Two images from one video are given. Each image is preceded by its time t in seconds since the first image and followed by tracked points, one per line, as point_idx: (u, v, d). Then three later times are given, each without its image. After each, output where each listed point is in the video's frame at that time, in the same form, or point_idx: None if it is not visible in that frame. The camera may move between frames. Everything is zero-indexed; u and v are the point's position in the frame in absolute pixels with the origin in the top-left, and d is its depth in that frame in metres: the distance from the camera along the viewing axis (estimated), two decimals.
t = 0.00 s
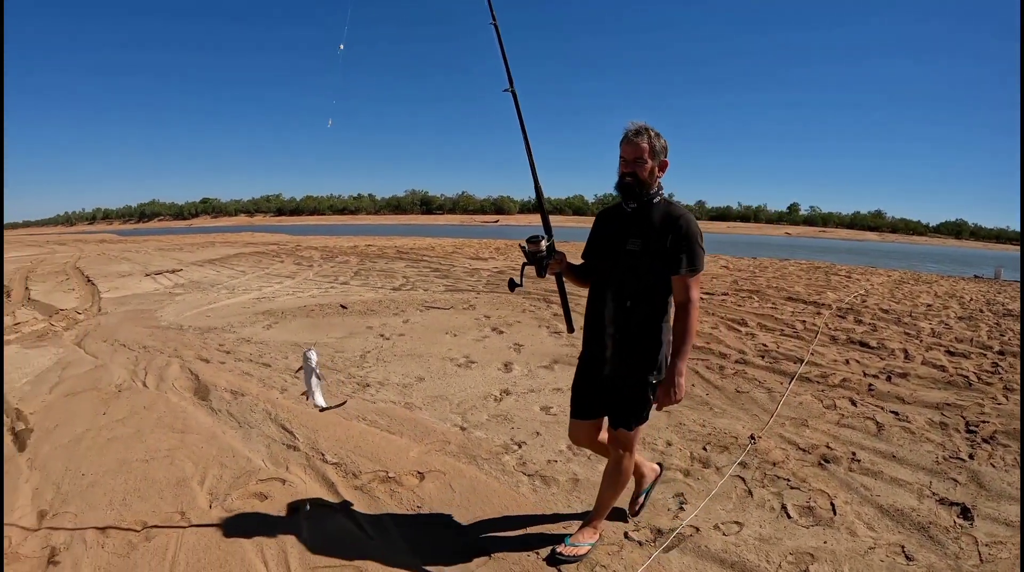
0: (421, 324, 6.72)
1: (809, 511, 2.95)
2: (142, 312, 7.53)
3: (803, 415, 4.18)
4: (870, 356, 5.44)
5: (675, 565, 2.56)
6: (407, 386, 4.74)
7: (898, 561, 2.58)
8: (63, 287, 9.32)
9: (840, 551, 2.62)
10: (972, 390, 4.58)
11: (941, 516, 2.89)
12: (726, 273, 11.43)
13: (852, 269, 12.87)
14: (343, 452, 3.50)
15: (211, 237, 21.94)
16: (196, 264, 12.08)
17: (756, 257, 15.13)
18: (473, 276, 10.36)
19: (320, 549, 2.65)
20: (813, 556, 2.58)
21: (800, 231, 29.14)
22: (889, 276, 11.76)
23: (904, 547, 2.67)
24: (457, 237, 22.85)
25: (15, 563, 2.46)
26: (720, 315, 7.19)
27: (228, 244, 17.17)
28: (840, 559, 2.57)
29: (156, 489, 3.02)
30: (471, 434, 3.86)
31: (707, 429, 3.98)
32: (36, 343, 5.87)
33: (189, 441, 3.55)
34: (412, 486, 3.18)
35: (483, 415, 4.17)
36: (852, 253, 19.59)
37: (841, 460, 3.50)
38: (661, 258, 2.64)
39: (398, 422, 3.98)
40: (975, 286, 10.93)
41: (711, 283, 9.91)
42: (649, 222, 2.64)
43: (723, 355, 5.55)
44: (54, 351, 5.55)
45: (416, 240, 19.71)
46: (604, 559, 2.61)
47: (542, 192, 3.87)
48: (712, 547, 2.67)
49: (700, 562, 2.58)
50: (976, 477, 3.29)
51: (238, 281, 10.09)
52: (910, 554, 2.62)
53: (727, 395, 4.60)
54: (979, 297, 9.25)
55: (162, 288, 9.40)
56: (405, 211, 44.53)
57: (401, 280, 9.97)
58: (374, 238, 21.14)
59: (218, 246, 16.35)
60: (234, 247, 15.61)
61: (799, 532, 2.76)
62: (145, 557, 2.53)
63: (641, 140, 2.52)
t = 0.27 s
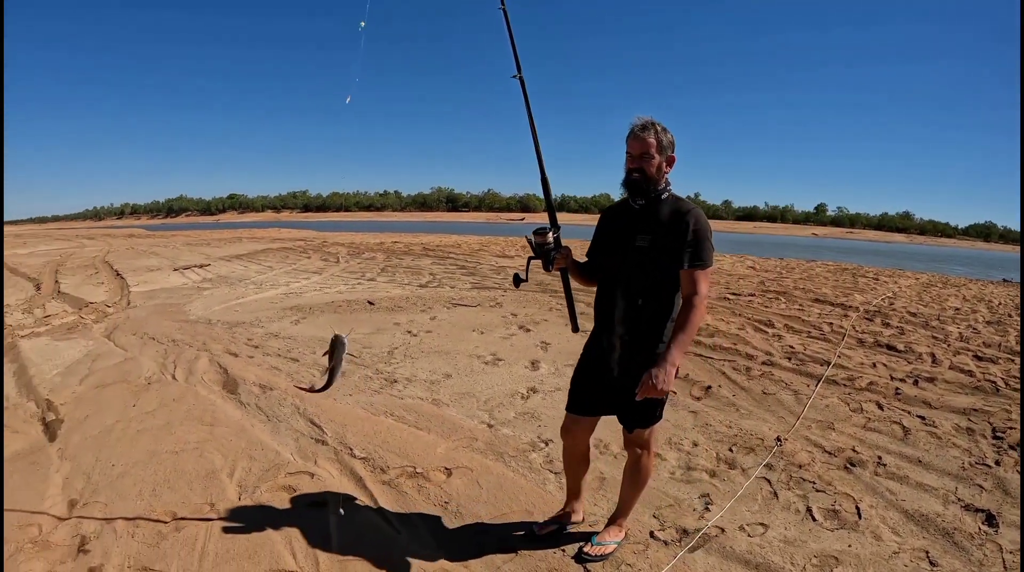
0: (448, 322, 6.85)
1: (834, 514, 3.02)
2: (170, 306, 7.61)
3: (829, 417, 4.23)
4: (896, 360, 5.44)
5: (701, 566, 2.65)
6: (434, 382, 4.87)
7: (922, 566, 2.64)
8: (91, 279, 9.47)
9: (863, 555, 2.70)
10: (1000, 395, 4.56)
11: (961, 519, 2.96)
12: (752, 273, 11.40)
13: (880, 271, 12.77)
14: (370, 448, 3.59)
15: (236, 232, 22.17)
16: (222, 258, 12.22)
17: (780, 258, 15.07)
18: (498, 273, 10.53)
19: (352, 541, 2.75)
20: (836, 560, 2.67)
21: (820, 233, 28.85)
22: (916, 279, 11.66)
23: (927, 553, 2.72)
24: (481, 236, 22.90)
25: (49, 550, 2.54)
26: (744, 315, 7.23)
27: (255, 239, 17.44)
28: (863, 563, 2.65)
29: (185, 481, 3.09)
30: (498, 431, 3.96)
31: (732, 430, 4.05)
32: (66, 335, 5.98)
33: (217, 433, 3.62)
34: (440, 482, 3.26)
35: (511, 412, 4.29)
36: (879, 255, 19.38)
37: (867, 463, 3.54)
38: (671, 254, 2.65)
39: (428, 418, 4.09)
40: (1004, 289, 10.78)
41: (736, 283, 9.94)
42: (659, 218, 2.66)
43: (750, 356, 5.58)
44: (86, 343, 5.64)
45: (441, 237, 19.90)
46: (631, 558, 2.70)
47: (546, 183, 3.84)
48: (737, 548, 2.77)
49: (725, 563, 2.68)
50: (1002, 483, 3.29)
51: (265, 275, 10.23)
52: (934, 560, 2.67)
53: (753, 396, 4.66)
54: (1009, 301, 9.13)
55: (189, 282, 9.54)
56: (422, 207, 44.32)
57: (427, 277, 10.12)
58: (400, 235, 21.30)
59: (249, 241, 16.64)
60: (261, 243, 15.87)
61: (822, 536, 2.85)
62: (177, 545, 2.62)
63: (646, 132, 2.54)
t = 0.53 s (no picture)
0: (463, 320, 6.88)
1: (848, 516, 3.03)
2: (186, 302, 7.65)
3: (844, 419, 4.23)
4: (912, 362, 5.42)
5: (715, 566, 2.66)
6: (450, 380, 4.91)
7: (936, 569, 2.64)
8: (108, 275, 9.56)
9: (877, 557, 2.71)
10: (1016, 399, 4.53)
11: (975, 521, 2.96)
12: (766, 273, 11.38)
13: (898, 273, 12.67)
14: (386, 445, 3.60)
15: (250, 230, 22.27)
16: (237, 255, 12.30)
17: (796, 259, 15.03)
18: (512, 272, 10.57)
19: (369, 538, 2.75)
20: (848, 561, 2.69)
21: (834, 234, 28.66)
22: (932, 281, 11.60)
23: (942, 556, 2.73)
24: (495, 235, 22.93)
25: (66, 543, 2.56)
26: (759, 315, 7.23)
27: (270, 237, 17.57)
28: (877, 565, 2.66)
29: (201, 476, 3.11)
30: (514, 429, 3.97)
31: (747, 430, 4.06)
32: (83, 330, 6.04)
33: (234, 429, 3.64)
34: (455, 479, 3.28)
35: (526, 411, 4.31)
36: (897, 257, 19.23)
37: (882, 465, 3.54)
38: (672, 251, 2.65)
39: (444, 416, 4.11)
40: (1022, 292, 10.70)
41: (750, 283, 9.93)
42: (659, 214, 2.64)
43: (764, 356, 5.59)
44: (104, 338, 5.68)
45: (454, 235, 19.99)
46: (645, 557, 2.71)
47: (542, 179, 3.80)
48: (751, 548, 2.78)
49: (740, 563, 2.69)
50: (1018, 487, 3.28)
51: (280, 273, 10.30)
52: (948, 563, 2.67)
53: (767, 397, 4.66)
54: None
55: (205, 278, 9.60)
56: (432, 206, 44.36)
57: (442, 275, 10.17)
58: (415, 233, 21.37)
59: (267, 239, 16.78)
60: (277, 241, 16.00)
61: (836, 537, 2.86)
62: (193, 539, 2.64)
63: (643, 126, 2.45)
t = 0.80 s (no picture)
0: (468, 320, 6.90)
1: (852, 515, 3.03)
2: (191, 301, 7.66)
3: (848, 418, 4.23)
4: (917, 362, 5.43)
5: (719, 565, 2.66)
6: (455, 378, 4.93)
7: (940, 568, 2.65)
8: (113, 274, 9.57)
9: (881, 556, 2.72)
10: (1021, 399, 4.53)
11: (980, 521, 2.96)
12: (771, 273, 11.38)
13: (904, 273, 12.67)
14: (391, 443, 3.61)
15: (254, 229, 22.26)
16: (242, 255, 12.32)
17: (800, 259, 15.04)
18: (516, 271, 10.58)
19: (373, 536, 2.76)
20: (853, 560, 2.69)
21: (838, 234, 28.63)
22: (937, 281, 11.60)
23: (945, 556, 2.73)
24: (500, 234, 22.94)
25: (71, 539, 2.57)
26: (763, 315, 7.24)
27: (276, 237, 17.62)
28: (881, 564, 2.67)
29: (206, 474, 3.12)
30: (518, 428, 3.98)
31: (751, 430, 4.07)
32: (88, 329, 6.05)
33: (238, 427, 3.64)
34: (460, 477, 3.28)
35: (530, 410, 4.32)
36: (902, 257, 19.22)
37: (885, 465, 3.54)
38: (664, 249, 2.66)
39: (449, 415, 4.12)
40: None
41: (755, 283, 9.94)
42: (651, 213, 2.63)
43: (769, 356, 5.59)
44: (109, 337, 5.69)
45: (458, 235, 20.01)
46: (649, 555, 2.72)
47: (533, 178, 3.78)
48: (755, 547, 2.78)
49: (744, 562, 2.69)
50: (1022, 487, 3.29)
51: (285, 272, 10.32)
52: (951, 563, 2.68)
53: (772, 396, 4.66)
54: None
55: (211, 277, 9.61)
56: (436, 205, 44.38)
57: (446, 274, 10.19)
58: (420, 232, 21.42)
59: (273, 239, 16.81)
60: (283, 240, 16.04)
61: (840, 537, 2.86)
62: (198, 535, 2.65)
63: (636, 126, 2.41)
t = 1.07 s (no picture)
0: (471, 319, 6.91)
1: (854, 515, 3.03)
2: (195, 300, 7.68)
3: (851, 418, 4.23)
4: (920, 362, 5.42)
5: (721, 565, 2.66)
6: (458, 378, 4.94)
7: (942, 568, 2.65)
8: (117, 273, 9.58)
9: (884, 556, 2.72)
10: None
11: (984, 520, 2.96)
12: (775, 273, 11.38)
13: (908, 273, 12.68)
14: (395, 442, 3.62)
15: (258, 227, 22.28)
16: (246, 254, 12.35)
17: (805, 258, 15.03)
18: (520, 271, 10.59)
19: (377, 534, 2.77)
20: (856, 560, 2.69)
21: (841, 234, 28.63)
22: (942, 281, 11.58)
23: (948, 556, 2.73)
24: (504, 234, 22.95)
25: (77, 537, 2.58)
26: (767, 315, 7.25)
27: (280, 236, 17.64)
28: (883, 564, 2.67)
29: (210, 472, 3.12)
30: (521, 427, 3.99)
31: (754, 429, 4.07)
32: (93, 327, 6.06)
33: (242, 426, 3.65)
34: (463, 476, 3.29)
35: (534, 409, 4.32)
36: (906, 256, 19.21)
37: (888, 465, 3.55)
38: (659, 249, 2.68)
39: (452, 414, 4.13)
40: None
41: (759, 282, 9.94)
42: (646, 213, 2.64)
43: (773, 356, 5.59)
44: (113, 336, 5.70)
45: (462, 234, 20.02)
46: (652, 554, 2.72)
47: (529, 178, 3.77)
48: (757, 547, 2.78)
49: (746, 561, 2.70)
50: None
51: (289, 271, 10.33)
52: (954, 562, 2.68)
53: (775, 396, 4.66)
54: None
55: (215, 277, 9.63)
56: (439, 204, 44.38)
57: (450, 274, 10.20)
58: (424, 231, 21.46)
59: (278, 238, 16.85)
60: (287, 239, 16.07)
61: (842, 536, 2.86)
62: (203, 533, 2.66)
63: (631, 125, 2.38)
